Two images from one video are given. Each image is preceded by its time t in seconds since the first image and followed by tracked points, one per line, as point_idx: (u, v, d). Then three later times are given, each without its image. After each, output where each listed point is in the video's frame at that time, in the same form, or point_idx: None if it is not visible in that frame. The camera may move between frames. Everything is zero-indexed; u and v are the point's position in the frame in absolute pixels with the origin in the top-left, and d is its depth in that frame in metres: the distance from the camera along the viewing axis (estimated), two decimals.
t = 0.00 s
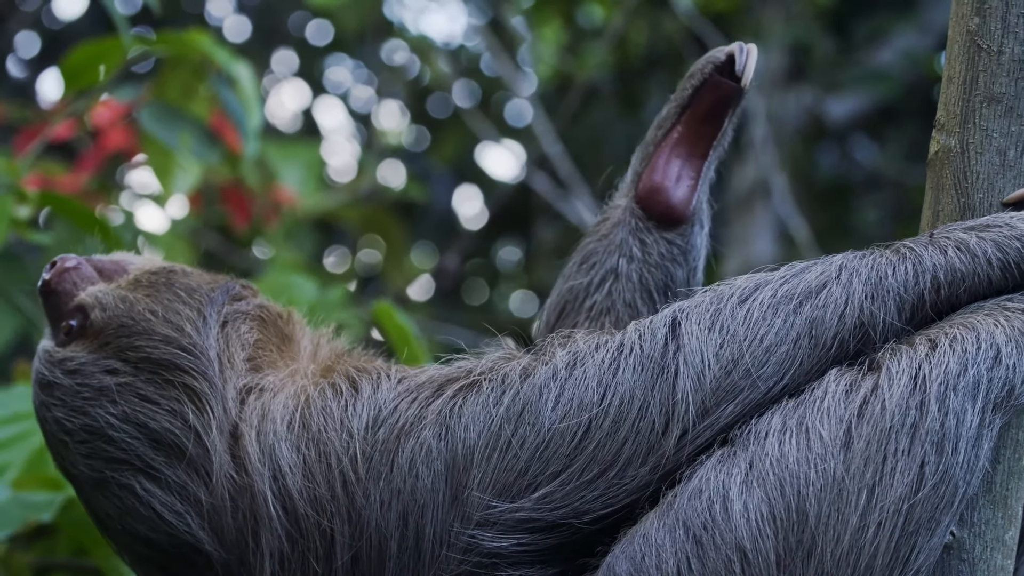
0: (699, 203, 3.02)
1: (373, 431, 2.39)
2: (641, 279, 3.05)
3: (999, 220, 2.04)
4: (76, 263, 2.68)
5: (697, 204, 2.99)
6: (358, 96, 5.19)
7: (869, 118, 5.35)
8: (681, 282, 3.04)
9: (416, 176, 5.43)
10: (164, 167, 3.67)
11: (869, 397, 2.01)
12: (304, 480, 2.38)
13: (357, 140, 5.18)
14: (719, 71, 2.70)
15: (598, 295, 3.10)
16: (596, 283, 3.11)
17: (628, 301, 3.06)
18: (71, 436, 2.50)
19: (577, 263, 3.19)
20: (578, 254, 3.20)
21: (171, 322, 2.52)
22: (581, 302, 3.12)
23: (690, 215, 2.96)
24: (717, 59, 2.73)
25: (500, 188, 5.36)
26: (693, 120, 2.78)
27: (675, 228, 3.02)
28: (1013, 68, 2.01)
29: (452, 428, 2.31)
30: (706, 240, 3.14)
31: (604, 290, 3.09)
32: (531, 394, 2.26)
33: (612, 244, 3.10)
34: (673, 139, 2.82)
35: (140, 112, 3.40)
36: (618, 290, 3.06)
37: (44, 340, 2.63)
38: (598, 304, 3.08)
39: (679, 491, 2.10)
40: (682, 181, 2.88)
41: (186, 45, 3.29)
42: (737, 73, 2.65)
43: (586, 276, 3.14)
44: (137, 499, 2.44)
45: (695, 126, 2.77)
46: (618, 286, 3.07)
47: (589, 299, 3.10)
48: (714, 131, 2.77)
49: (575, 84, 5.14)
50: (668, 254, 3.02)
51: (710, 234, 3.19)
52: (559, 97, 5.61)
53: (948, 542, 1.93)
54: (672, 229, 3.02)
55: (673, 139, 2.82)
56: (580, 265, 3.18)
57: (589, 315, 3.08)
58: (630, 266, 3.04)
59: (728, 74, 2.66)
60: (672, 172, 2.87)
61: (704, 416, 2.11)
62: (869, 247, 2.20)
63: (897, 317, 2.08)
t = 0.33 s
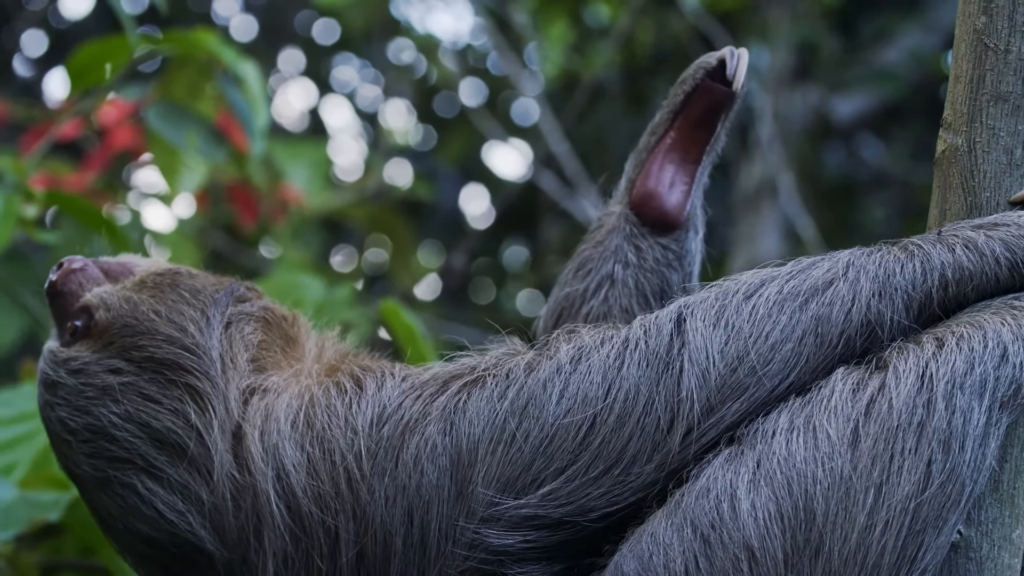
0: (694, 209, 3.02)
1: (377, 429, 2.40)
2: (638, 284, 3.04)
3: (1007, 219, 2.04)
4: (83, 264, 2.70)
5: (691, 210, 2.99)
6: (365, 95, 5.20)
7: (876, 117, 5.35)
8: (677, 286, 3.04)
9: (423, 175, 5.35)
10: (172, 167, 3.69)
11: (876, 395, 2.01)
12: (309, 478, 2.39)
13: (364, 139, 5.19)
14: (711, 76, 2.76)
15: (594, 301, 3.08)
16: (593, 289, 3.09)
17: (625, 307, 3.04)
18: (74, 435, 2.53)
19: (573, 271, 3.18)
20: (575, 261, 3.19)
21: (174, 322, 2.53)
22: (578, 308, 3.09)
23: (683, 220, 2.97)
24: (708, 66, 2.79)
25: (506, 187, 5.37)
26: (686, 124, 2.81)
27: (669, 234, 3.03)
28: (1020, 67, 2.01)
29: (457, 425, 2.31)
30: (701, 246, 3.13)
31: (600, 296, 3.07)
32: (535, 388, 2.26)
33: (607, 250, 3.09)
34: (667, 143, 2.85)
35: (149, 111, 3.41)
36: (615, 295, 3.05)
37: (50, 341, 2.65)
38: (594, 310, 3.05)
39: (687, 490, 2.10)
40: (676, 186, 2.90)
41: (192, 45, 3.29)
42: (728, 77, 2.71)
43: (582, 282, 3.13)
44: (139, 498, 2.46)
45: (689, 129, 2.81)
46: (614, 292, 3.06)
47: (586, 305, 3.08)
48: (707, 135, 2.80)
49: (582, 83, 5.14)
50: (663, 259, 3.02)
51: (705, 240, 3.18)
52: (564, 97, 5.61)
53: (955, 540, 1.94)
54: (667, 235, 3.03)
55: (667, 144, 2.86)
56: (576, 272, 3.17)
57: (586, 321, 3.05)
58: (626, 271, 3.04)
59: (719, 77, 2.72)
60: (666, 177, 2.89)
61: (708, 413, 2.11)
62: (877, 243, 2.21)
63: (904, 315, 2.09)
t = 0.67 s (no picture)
0: (686, 212, 3.02)
1: (378, 427, 2.41)
2: (632, 287, 3.04)
3: (1009, 217, 2.04)
4: (84, 268, 2.73)
5: (683, 213, 2.99)
6: (371, 93, 5.20)
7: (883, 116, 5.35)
8: (671, 290, 3.04)
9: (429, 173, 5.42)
10: (177, 164, 3.69)
11: (883, 394, 2.01)
12: (310, 477, 2.39)
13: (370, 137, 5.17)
14: (700, 79, 2.75)
15: (589, 304, 3.08)
16: (587, 293, 3.10)
17: (620, 310, 3.05)
18: (74, 437, 2.54)
19: (566, 275, 3.19)
20: (568, 265, 3.19)
21: (172, 325, 2.55)
22: (573, 313, 3.09)
23: (676, 223, 2.97)
24: (697, 68, 2.78)
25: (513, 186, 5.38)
26: (677, 128, 2.80)
27: (662, 237, 3.03)
28: None
29: (457, 423, 2.31)
30: (693, 249, 3.14)
31: (595, 300, 3.07)
32: (535, 386, 2.26)
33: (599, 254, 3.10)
34: (657, 147, 2.84)
35: (155, 110, 3.42)
36: (610, 298, 3.06)
37: (50, 345, 2.67)
38: (590, 313, 3.06)
39: (693, 488, 2.11)
40: (668, 190, 2.89)
41: (198, 44, 3.30)
42: (718, 79, 2.71)
43: (576, 287, 3.13)
44: (138, 500, 2.46)
45: (679, 133, 2.79)
46: (609, 295, 3.06)
47: (581, 309, 3.08)
48: (698, 137, 2.79)
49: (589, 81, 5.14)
50: (656, 262, 3.02)
51: (697, 243, 3.19)
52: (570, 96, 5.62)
53: (961, 539, 1.93)
54: (660, 238, 3.03)
55: (657, 148, 2.83)
56: (570, 277, 3.17)
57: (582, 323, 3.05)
58: (619, 275, 3.04)
59: (710, 79, 2.71)
60: (657, 181, 2.88)
61: (709, 409, 2.11)
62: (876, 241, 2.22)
63: (900, 309, 2.09)
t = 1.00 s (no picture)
0: (683, 218, 2.98)
1: (372, 427, 2.39)
2: (630, 292, 2.99)
3: (990, 205, 2.06)
4: (81, 280, 2.66)
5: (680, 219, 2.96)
6: (376, 92, 5.23)
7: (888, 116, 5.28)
8: (669, 295, 2.96)
9: (433, 173, 5.40)
10: (182, 163, 3.67)
11: (889, 392, 2.02)
12: (302, 478, 2.37)
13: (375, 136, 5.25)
14: (695, 85, 2.74)
15: (587, 310, 3.01)
16: (585, 299, 3.04)
17: (618, 316, 2.99)
18: (71, 446, 2.49)
19: (565, 282, 3.13)
20: (566, 273, 3.14)
21: (165, 330, 2.52)
22: (571, 318, 3.01)
23: (673, 230, 2.94)
24: (691, 75, 2.78)
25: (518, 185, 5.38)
26: (673, 135, 2.80)
27: (659, 243, 2.98)
28: None
29: (451, 425, 2.29)
30: (691, 255, 3.08)
31: (593, 306, 3.01)
32: (531, 387, 2.25)
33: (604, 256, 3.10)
34: (654, 153, 2.83)
35: (159, 109, 3.51)
36: (608, 304, 3.00)
37: (49, 359, 2.59)
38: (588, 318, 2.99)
39: (700, 488, 2.12)
40: (665, 197, 2.87)
41: (202, 44, 3.30)
42: (713, 85, 2.70)
43: (574, 293, 3.07)
44: (135, 506, 2.44)
45: (676, 139, 2.79)
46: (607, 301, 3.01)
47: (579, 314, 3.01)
48: (693, 144, 2.78)
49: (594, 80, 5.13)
50: (655, 266, 2.97)
51: (696, 250, 3.14)
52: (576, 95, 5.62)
53: (967, 538, 1.92)
54: (656, 244, 2.98)
55: (654, 154, 2.83)
56: (569, 283, 3.11)
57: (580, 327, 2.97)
58: (618, 281, 2.99)
59: (704, 85, 2.71)
60: (654, 188, 2.87)
61: (701, 403, 2.13)
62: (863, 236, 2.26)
63: (881, 300, 2.14)
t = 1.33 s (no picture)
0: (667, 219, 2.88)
1: (342, 433, 2.36)
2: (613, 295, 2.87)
3: (921, 173, 2.00)
4: (64, 312, 2.70)
5: (665, 221, 2.85)
6: (382, 88, 5.24)
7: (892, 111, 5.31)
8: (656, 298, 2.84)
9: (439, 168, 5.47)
10: (188, 158, 3.69)
11: (895, 387, 2.03)
12: (275, 485, 2.34)
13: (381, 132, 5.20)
14: (672, 86, 2.68)
15: (575, 314, 2.91)
16: (571, 304, 2.93)
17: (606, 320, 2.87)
18: (59, 474, 2.51)
19: (551, 287, 3.03)
20: (553, 278, 3.04)
21: (139, 351, 2.52)
22: (558, 323, 2.92)
23: (658, 232, 2.83)
24: (668, 77, 2.71)
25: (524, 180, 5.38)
26: (654, 137, 2.72)
27: (644, 245, 2.86)
28: None
29: (418, 432, 2.25)
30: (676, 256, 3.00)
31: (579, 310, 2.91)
32: (496, 394, 2.20)
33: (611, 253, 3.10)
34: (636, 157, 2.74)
35: (165, 105, 3.45)
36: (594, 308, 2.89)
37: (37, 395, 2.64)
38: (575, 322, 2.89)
39: (707, 485, 2.15)
40: (650, 200, 2.77)
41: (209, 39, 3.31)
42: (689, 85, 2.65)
43: (561, 297, 2.97)
44: (122, 528, 2.43)
45: (659, 141, 2.71)
46: (593, 305, 2.89)
47: (566, 319, 2.91)
48: (674, 146, 2.71)
49: (600, 76, 5.13)
50: (640, 269, 2.84)
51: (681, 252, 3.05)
52: (582, 92, 5.63)
53: (973, 533, 1.94)
54: (641, 246, 2.86)
55: (636, 158, 2.74)
56: (554, 289, 3.01)
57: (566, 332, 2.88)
58: (602, 283, 2.88)
59: (681, 87, 2.65)
60: (638, 190, 2.77)
61: (658, 383, 2.03)
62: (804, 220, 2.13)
63: (812, 265, 1.97)
